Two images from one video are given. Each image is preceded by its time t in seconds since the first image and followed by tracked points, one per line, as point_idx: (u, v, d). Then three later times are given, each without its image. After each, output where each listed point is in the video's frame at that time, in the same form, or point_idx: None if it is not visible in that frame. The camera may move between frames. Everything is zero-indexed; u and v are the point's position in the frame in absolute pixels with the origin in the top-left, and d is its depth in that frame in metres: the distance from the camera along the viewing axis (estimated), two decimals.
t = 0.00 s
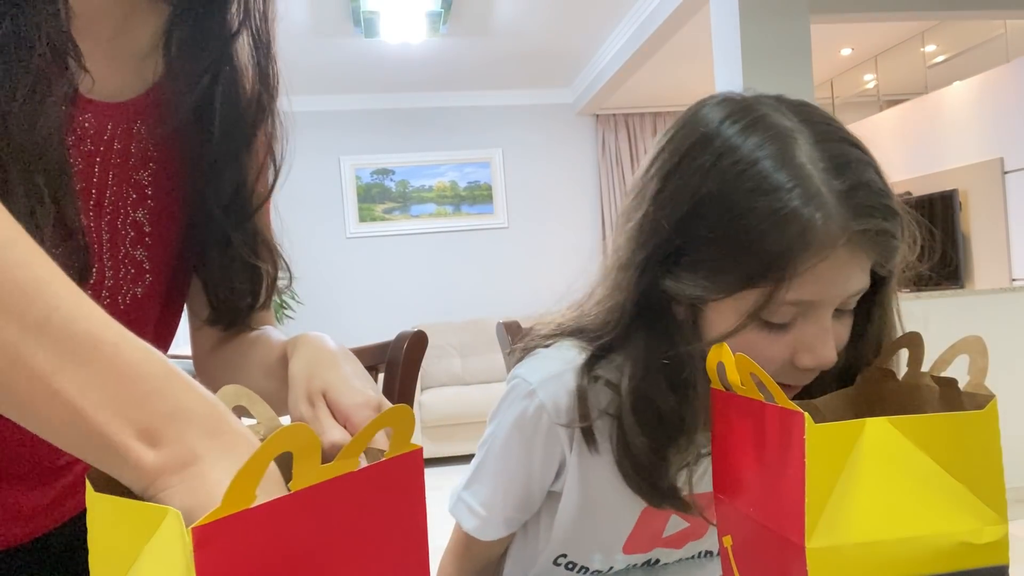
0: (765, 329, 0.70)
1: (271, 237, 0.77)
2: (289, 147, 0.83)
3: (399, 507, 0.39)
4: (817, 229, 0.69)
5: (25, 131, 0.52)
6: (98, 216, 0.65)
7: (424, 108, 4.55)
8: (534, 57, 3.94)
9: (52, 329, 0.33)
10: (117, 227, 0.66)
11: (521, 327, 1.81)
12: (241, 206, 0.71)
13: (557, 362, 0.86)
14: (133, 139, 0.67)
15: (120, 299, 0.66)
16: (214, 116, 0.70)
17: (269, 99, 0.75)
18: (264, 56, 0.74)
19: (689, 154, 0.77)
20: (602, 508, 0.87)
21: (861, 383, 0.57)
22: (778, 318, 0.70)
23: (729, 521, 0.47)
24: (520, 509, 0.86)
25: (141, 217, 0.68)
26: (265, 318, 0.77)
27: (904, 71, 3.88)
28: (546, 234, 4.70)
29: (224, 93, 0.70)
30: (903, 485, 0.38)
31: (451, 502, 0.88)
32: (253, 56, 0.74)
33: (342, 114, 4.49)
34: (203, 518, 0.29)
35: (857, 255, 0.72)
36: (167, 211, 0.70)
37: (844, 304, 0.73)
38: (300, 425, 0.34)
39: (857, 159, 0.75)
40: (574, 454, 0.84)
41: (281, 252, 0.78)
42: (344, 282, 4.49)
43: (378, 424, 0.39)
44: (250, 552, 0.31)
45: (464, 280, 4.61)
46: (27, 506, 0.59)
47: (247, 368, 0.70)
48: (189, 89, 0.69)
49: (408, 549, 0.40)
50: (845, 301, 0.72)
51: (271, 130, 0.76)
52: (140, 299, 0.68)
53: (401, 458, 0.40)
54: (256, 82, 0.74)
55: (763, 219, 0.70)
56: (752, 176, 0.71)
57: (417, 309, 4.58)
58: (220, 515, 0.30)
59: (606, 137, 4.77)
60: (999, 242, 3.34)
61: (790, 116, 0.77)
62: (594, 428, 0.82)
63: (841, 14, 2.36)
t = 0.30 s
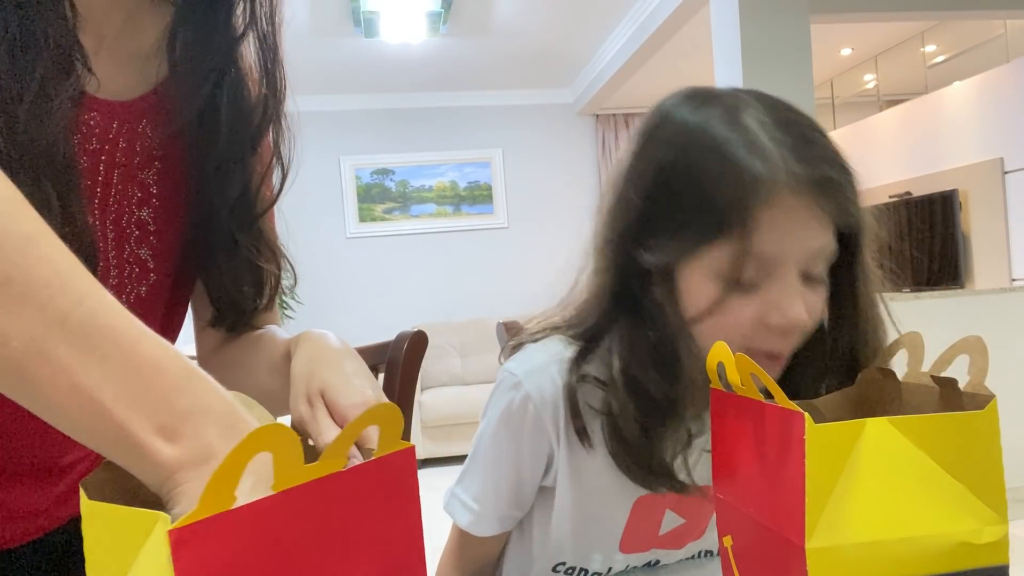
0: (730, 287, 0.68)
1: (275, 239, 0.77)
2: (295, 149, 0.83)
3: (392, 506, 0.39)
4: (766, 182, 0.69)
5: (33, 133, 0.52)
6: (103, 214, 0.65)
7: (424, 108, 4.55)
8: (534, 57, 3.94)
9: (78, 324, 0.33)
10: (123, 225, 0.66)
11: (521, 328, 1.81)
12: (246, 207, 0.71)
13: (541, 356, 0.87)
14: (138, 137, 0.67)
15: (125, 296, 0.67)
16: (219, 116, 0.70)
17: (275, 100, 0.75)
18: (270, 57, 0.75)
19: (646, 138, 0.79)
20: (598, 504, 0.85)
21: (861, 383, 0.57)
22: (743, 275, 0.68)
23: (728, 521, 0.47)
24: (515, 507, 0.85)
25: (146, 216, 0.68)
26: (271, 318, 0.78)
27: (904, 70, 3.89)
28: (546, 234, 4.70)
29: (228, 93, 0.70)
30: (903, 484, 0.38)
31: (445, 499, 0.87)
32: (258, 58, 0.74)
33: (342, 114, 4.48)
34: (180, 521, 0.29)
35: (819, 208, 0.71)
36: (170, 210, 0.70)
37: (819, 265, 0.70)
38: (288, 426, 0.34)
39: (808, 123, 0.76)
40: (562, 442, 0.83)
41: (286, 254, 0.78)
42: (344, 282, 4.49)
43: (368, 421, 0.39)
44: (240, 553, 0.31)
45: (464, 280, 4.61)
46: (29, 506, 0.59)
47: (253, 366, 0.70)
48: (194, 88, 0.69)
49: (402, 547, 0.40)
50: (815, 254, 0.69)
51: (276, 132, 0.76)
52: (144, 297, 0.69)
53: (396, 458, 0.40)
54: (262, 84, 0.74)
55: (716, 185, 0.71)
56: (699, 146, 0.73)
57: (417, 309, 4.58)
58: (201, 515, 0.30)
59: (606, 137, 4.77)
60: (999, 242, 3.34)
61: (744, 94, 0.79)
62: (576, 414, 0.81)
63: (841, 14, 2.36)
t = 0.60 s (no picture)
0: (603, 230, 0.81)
1: (276, 240, 0.77)
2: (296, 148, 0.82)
3: (391, 505, 0.39)
4: (614, 153, 0.86)
5: (36, 133, 0.52)
6: (105, 214, 0.65)
7: (424, 108, 4.56)
8: (534, 57, 3.94)
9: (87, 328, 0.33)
10: (125, 225, 0.66)
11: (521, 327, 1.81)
12: (246, 208, 0.71)
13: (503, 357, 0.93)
14: (139, 137, 0.67)
15: (127, 296, 0.67)
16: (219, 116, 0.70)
17: (277, 105, 0.75)
18: (272, 60, 0.74)
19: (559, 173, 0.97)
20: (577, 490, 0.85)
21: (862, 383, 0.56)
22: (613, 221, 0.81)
23: (729, 520, 0.47)
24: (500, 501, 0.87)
25: (148, 215, 0.68)
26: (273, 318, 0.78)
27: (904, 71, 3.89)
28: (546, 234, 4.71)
29: (229, 96, 0.70)
30: (901, 484, 0.38)
31: (434, 498, 0.90)
32: (261, 60, 0.74)
33: (342, 114, 4.48)
34: (170, 522, 0.30)
35: (672, 162, 0.85)
36: (172, 210, 0.70)
37: (684, 200, 0.82)
38: (282, 431, 0.34)
39: (663, 109, 0.92)
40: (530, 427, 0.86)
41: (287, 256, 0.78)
42: (343, 282, 4.49)
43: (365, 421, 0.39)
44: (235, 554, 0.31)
45: (464, 279, 4.61)
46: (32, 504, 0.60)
47: (254, 364, 0.71)
48: (195, 89, 0.69)
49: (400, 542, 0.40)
50: (669, 189, 0.82)
51: (278, 134, 0.76)
52: (145, 297, 0.69)
53: (395, 458, 0.40)
54: (264, 87, 0.74)
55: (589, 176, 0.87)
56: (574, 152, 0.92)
57: (416, 309, 4.58)
58: (195, 518, 0.30)
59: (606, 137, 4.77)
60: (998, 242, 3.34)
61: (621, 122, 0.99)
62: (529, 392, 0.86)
63: (842, 14, 2.36)
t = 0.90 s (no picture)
0: (547, 282, 0.90)
1: (277, 242, 0.77)
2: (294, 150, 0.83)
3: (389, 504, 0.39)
4: (560, 213, 0.97)
5: (36, 133, 0.52)
6: (104, 216, 0.64)
7: (424, 108, 4.56)
8: (534, 57, 3.94)
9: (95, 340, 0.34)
10: (123, 226, 0.66)
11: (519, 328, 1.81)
12: (247, 210, 0.71)
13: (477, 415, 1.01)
14: (138, 138, 0.67)
15: (126, 298, 0.66)
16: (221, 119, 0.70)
17: (278, 106, 0.75)
18: (273, 63, 0.75)
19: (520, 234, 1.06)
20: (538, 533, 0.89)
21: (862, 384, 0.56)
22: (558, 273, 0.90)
23: (729, 521, 0.47)
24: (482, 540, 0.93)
25: (147, 216, 0.67)
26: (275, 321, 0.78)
27: (904, 71, 3.89)
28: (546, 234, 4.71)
29: (231, 99, 0.70)
30: (900, 484, 0.38)
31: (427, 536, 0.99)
32: (262, 63, 0.74)
33: (341, 114, 4.48)
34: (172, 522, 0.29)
35: (614, 221, 0.94)
36: (172, 212, 0.70)
37: (624, 253, 0.90)
38: (289, 434, 0.34)
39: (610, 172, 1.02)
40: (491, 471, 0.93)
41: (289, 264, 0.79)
42: (344, 282, 4.50)
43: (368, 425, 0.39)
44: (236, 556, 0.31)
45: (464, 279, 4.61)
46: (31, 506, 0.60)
47: (254, 363, 0.71)
48: (197, 91, 0.69)
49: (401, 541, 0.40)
50: (609, 244, 0.91)
51: (280, 135, 0.77)
52: (145, 298, 0.68)
53: (396, 459, 0.40)
54: (265, 89, 0.74)
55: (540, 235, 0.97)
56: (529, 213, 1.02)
57: (416, 309, 4.58)
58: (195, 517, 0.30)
59: (606, 137, 4.77)
60: (998, 242, 3.34)
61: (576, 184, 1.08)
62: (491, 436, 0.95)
63: (841, 14, 2.36)
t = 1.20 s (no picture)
0: (535, 335, 0.93)
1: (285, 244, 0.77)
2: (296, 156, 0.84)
3: (374, 509, 0.40)
4: (554, 267, 1.00)
5: (18, 119, 0.50)
6: (100, 216, 0.64)
7: (424, 108, 4.55)
8: (534, 57, 3.94)
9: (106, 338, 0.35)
10: (120, 225, 0.65)
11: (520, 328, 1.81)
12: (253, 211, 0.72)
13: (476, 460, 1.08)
14: (137, 139, 0.66)
15: (123, 298, 0.66)
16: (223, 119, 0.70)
17: (280, 105, 0.75)
18: (275, 60, 0.75)
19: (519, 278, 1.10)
20: None
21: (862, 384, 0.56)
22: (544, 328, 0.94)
23: (729, 521, 0.47)
24: (488, 574, 0.96)
25: (144, 217, 0.67)
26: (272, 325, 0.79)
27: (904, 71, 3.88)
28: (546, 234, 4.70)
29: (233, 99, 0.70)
30: (900, 484, 0.38)
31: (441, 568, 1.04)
32: (266, 61, 0.74)
33: (341, 114, 4.48)
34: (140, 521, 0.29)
35: (604, 283, 0.96)
36: (170, 213, 0.69)
37: (609, 315, 0.93)
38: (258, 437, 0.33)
39: (609, 229, 1.04)
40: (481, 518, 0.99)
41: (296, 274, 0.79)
42: (344, 283, 4.50)
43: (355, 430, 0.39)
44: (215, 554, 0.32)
45: (464, 280, 4.61)
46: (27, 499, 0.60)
47: (251, 362, 0.71)
48: (204, 95, 0.70)
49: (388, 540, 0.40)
50: (596, 305, 0.94)
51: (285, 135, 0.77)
52: (142, 298, 0.68)
53: (384, 463, 0.40)
54: (269, 87, 0.74)
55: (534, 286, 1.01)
56: (526, 263, 1.05)
57: (417, 310, 4.58)
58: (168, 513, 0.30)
59: (606, 137, 4.77)
60: (998, 242, 3.34)
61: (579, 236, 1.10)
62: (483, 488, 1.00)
63: (841, 14, 2.36)
